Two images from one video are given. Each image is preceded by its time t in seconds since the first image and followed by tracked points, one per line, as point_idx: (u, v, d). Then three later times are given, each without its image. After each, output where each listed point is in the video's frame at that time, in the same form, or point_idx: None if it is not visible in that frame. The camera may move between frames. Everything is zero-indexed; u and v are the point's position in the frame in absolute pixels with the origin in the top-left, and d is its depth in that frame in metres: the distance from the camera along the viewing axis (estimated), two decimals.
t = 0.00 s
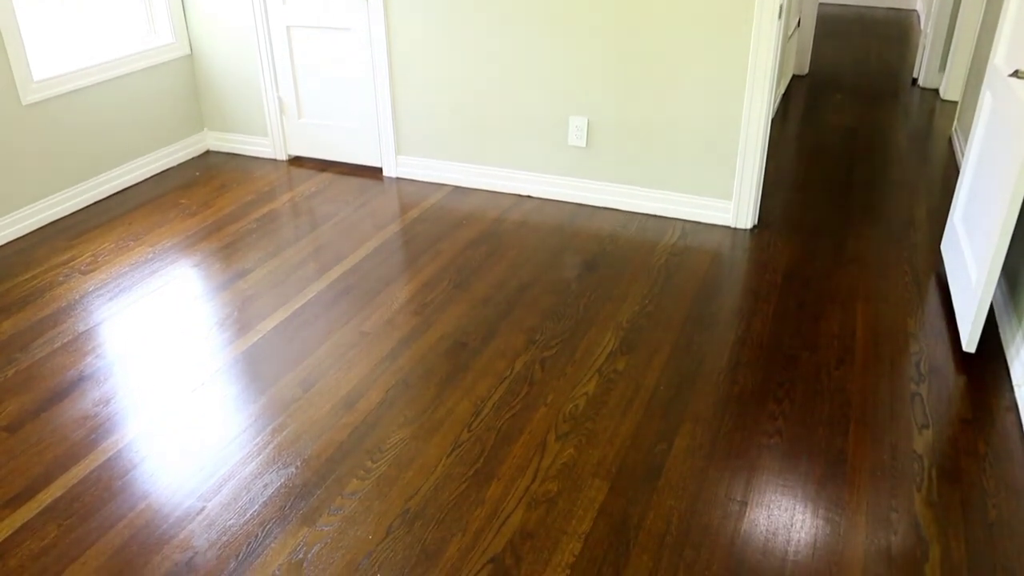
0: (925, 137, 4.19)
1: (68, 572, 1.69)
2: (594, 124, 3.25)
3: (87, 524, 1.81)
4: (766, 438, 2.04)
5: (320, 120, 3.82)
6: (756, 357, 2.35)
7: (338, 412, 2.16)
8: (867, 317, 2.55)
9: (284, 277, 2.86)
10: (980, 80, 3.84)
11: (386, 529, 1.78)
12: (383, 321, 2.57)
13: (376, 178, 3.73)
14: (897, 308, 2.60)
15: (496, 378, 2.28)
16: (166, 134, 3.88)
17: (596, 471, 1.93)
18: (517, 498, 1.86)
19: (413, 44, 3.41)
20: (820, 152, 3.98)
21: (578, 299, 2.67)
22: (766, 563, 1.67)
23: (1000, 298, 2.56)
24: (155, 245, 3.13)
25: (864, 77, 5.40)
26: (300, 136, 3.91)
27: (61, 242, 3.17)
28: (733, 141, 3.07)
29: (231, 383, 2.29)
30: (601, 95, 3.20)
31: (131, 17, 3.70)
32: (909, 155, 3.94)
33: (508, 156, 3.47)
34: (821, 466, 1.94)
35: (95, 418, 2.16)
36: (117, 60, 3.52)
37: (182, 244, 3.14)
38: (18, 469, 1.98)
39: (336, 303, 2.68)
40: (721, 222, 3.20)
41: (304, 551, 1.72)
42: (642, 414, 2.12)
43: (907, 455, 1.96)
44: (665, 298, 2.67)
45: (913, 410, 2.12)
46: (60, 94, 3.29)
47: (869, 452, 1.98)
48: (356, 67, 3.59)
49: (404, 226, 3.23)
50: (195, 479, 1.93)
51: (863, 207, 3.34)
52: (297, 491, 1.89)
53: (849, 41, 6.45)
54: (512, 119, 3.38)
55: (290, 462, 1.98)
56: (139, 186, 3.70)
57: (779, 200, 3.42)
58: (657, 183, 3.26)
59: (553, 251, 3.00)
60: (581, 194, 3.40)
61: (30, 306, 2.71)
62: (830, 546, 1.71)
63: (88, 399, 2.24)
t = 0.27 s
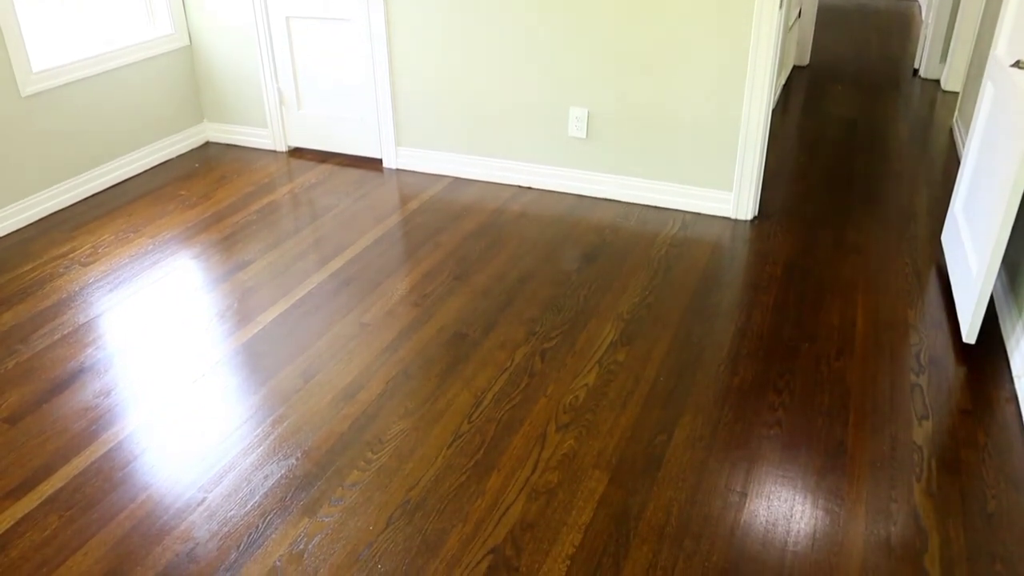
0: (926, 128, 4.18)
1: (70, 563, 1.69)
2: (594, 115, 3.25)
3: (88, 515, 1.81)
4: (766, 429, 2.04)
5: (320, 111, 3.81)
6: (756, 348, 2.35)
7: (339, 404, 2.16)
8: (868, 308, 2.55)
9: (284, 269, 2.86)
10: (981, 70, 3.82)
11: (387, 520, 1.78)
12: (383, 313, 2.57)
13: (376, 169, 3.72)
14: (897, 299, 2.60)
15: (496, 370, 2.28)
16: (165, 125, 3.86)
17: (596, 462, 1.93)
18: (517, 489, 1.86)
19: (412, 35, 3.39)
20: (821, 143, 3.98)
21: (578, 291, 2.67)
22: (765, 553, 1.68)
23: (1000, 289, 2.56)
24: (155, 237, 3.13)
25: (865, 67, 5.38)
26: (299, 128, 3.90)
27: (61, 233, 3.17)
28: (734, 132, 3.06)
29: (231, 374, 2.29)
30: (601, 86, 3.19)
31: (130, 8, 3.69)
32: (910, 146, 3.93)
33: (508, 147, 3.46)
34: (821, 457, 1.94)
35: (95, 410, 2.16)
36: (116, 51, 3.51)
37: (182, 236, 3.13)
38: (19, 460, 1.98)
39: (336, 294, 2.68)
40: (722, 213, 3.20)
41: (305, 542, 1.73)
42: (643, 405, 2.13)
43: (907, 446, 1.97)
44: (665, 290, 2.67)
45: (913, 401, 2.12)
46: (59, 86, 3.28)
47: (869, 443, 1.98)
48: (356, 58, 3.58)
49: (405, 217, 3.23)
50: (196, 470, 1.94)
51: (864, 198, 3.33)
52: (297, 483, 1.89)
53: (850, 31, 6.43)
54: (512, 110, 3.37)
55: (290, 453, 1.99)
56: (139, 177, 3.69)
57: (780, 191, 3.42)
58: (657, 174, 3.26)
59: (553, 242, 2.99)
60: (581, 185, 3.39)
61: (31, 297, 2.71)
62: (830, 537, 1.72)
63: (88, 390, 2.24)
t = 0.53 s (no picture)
0: (927, 118, 4.17)
1: (72, 553, 1.69)
2: (594, 104, 3.24)
3: (90, 505, 1.82)
4: (766, 418, 2.04)
5: (320, 101, 3.80)
6: (756, 338, 2.35)
7: (339, 393, 2.16)
8: (868, 297, 2.55)
9: (284, 259, 2.86)
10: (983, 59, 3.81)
11: (387, 509, 1.79)
12: (384, 303, 2.57)
13: (376, 159, 3.71)
14: (897, 288, 2.60)
15: (496, 359, 2.28)
16: (164, 115, 3.85)
17: (596, 452, 1.94)
18: (518, 478, 1.87)
19: (412, 25, 3.38)
20: (821, 133, 3.97)
21: (578, 281, 2.67)
22: (765, 542, 1.68)
23: (1001, 279, 2.55)
24: (155, 227, 3.12)
25: (866, 57, 5.36)
26: (299, 117, 3.89)
27: (61, 224, 3.16)
28: (735, 121, 3.05)
29: (231, 365, 2.29)
30: (601, 75, 3.17)
31: None
32: (911, 135, 3.92)
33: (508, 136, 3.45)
34: (821, 447, 1.95)
35: (96, 400, 2.16)
36: (115, 41, 3.49)
37: (181, 226, 3.13)
38: (20, 450, 1.99)
39: (336, 285, 2.68)
40: (722, 203, 3.19)
41: (305, 532, 1.73)
42: (642, 394, 2.13)
43: (907, 435, 1.97)
44: (666, 279, 2.66)
45: (912, 391, 2.12)
46: (57, 76, 3.27)
47: (868, 433, 1.98)
48: (356, 48, 3.56)
49: (405, 207, 3.22)
50: (197, 460, 1.94)
51: (865, 188, 3.33)
52: (298, 472, 1.89)
53: (851, 21, 6.40)
54: (512, 99, 3.36)
55: (291, 443, 1.99)
56: (138, 168, 3.68)
57: (780, 181, 3.41)
58: (658, 163, 3.25)
59: (553, 232, 2.99)
60: (581, 174, 3.39)
61: (31, 288, 2.71)
62: (829, 526, 1.72)
63: (89, 380, 2.24)
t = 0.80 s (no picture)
0: (928, 105, 4.15)
1: (74, 540, 1.70)
2: (595, 91, 3.22)
3: (91, 493, 1.82)
4: (766, 405, 2.04)
5: (319, 88, 3.78)
6: (756, 325, 2.35)
7: (339, 381, 2.16)
8: (869, 285, 2.55)
9: (284, 246, 2.85)
10: (985, 46, 3.79)
11: (388, 496, 1.79)
12: (384, 290, 2.56)
13: (376, 146, 3.70)
14: (898, 276, 2.59)
15: (497, 346, 2.28)
16: (163, 103, 3.84)
17: (596, 439, 1.94)
18: (518, 465, 1.87)
19: (411, 11, 3.36)
20: (823, 120, 3.95)
21: (578, 268, 2.66)
22: (764, 529, 1.69)
23: (1001, 266, 2.55)
24: (154, 215, 3.11)
25: (868, 44, 5.34)
26: (299, 104, 3.87)
27: (60, 212, 3.15)
28: (736, 108, 3.04)
29: (231, 352, 2.29)
30: (601, 63, 3.16)
31: None
32: (912, 122, 3.91)
33: (508, 124, 3.44)
34: (821, 434, 1.95)
35: (96, 388, 2.16)
36: (112, 28, 3.47)
37: (181, 214, 3.12)
38: (21, 438, 1.99)
39: (336, 272, 2.67)
40: (723, 191, 3.18)
41: (306, 519, 1.74)
42: (642, 382, 2.13)
43: (907, 423, 1.97)
44: (666, 267, 2.66)
45: (912, 378, 2.12)
46: (56, 64, 3.25)
47: (868, 420, 1.99)
48: (355, 34, 3.54)
49: (405, 194, 3.21)
50: (197, 447, 1.94)
51: (866, 175, 3.32)
52: (298, 460, 1.90)
53: (852, 7, 6.36)
54: (512, 86, 3.35)
55: (291, 430, 1.99)
56: (137, 156, 3.66)
57: (781, 168, 3.40)
58: (658, 151, 3.24)
59: (553, 219, 2.98)
60: (582, 162, 3.38)
61: (31, 276, 2.70)
62: (828, 513, 1.73)
63: (89, 369, 2.24)
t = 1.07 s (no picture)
0: (929, 94, 4.13)
1: (76, 528, 1.70)
2: (595, 80, 3.21)
3: (93, 481, 1.82)
4: (766, 393, 2.04)
5: (319, 76, 3.77)
6: (756, 314, 2.35)
7: (339, 369, 2.16)
8: (869, 273, 2.54)
9: (284, 235, 2.85)
10: (987, 34, 3.77)
11: (389, 484, 1.79)
12: (384, 279, 2.56)
13: (376, 135, 3.69)
14: (898, 265, 2.59)
15: (497, 335, 2.28)
16: (162, 92, 3.82)
17: (596, 427, 1.94)
18: (518, 453, 1.87)
19: None
20: (824, 108, 3.94)
21: (579, 256, 2.66)
22: (764, 517, 1.69)
23: (1002, 255, 2.55)
24: (154, 204, 3.11)
25: (869, 32, 5.31)
26: (298, 92, 3.86)
27: (59, 201, 3.15)
28: (736, 96, 3.03)
29: (231, 341, 2.29)
30: (602, 51, 3.15)
31: None
32: (913, 110, 3.89)
33: (508, 112, 3.43)
34: (820, 422, 1.95)
35: (97, 377, 2.16)
36: (111, 16, 3.45)
37: (181, 203, 3.11)
38: (23, 427, 1.99)
39: (336, 261, 2.67)
40: (723, 179, 3.17)
41: (307, 507, 1.74)
42: (642, 370, 2.13)
43: (906, 411, 1.97)
44: (666, 255, 2.66)
45: (912, 367, 2.12)
46: (54, 52, 3.24)
47: (868, 408, 1.99)
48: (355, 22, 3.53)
49: (405, 183, 3.20)
50: (198, 436, 1.94)
51: (867, 163, 3.31)
52: (299, 448, 1.90)
53: None
54: (512, 74, 3.33)
55: (292, 419, 1.99)
56: (136, 145, 3.65)
57: (782, 156, 3.39)
58: (658, 139, 3.23)
59: (553, 208, 2.98)
60: (582, 150, 3.37)
61: (31, 266, 2.70)
62: (828, 501, 1.73)
63: (89, 358, 2.24)
